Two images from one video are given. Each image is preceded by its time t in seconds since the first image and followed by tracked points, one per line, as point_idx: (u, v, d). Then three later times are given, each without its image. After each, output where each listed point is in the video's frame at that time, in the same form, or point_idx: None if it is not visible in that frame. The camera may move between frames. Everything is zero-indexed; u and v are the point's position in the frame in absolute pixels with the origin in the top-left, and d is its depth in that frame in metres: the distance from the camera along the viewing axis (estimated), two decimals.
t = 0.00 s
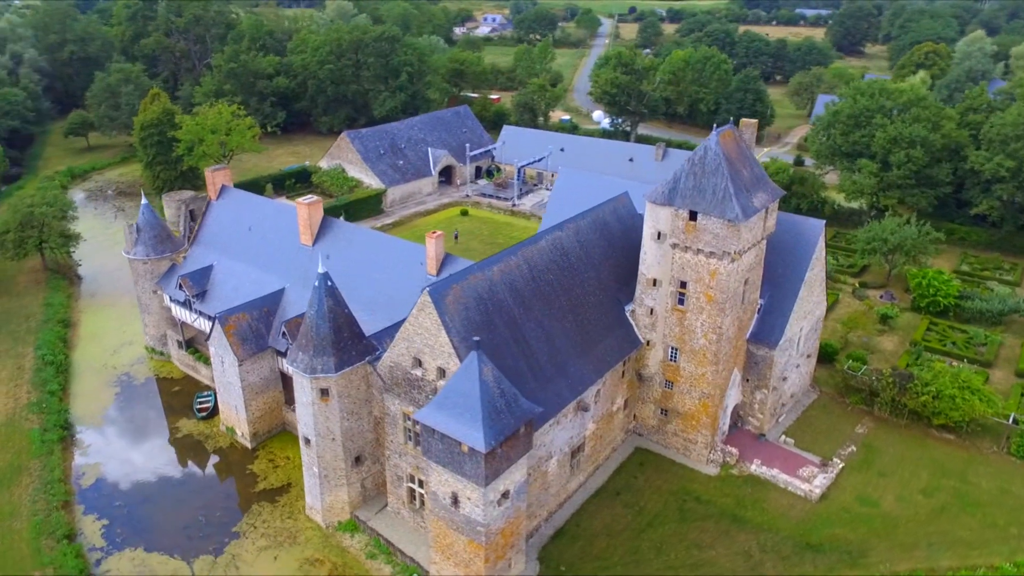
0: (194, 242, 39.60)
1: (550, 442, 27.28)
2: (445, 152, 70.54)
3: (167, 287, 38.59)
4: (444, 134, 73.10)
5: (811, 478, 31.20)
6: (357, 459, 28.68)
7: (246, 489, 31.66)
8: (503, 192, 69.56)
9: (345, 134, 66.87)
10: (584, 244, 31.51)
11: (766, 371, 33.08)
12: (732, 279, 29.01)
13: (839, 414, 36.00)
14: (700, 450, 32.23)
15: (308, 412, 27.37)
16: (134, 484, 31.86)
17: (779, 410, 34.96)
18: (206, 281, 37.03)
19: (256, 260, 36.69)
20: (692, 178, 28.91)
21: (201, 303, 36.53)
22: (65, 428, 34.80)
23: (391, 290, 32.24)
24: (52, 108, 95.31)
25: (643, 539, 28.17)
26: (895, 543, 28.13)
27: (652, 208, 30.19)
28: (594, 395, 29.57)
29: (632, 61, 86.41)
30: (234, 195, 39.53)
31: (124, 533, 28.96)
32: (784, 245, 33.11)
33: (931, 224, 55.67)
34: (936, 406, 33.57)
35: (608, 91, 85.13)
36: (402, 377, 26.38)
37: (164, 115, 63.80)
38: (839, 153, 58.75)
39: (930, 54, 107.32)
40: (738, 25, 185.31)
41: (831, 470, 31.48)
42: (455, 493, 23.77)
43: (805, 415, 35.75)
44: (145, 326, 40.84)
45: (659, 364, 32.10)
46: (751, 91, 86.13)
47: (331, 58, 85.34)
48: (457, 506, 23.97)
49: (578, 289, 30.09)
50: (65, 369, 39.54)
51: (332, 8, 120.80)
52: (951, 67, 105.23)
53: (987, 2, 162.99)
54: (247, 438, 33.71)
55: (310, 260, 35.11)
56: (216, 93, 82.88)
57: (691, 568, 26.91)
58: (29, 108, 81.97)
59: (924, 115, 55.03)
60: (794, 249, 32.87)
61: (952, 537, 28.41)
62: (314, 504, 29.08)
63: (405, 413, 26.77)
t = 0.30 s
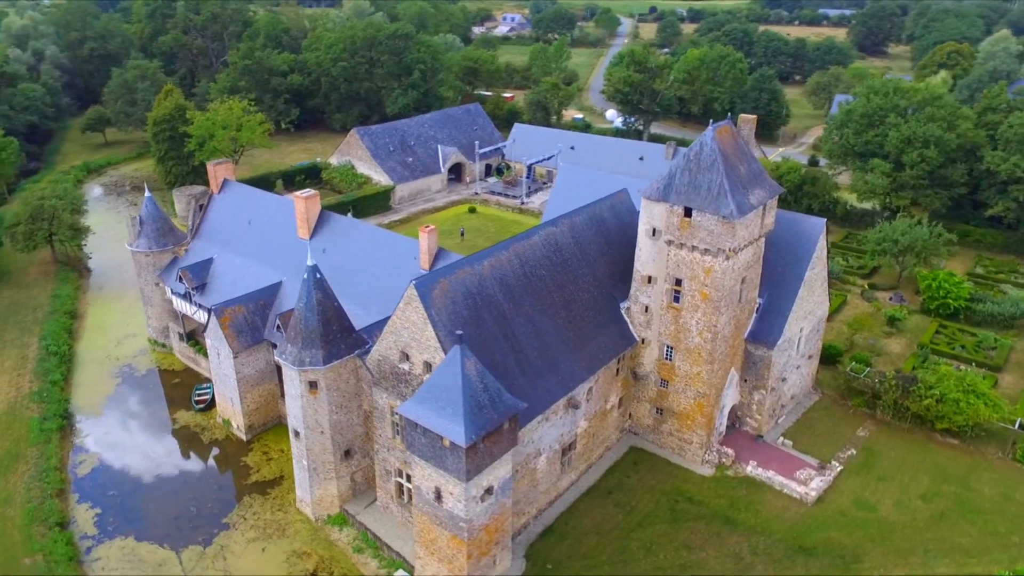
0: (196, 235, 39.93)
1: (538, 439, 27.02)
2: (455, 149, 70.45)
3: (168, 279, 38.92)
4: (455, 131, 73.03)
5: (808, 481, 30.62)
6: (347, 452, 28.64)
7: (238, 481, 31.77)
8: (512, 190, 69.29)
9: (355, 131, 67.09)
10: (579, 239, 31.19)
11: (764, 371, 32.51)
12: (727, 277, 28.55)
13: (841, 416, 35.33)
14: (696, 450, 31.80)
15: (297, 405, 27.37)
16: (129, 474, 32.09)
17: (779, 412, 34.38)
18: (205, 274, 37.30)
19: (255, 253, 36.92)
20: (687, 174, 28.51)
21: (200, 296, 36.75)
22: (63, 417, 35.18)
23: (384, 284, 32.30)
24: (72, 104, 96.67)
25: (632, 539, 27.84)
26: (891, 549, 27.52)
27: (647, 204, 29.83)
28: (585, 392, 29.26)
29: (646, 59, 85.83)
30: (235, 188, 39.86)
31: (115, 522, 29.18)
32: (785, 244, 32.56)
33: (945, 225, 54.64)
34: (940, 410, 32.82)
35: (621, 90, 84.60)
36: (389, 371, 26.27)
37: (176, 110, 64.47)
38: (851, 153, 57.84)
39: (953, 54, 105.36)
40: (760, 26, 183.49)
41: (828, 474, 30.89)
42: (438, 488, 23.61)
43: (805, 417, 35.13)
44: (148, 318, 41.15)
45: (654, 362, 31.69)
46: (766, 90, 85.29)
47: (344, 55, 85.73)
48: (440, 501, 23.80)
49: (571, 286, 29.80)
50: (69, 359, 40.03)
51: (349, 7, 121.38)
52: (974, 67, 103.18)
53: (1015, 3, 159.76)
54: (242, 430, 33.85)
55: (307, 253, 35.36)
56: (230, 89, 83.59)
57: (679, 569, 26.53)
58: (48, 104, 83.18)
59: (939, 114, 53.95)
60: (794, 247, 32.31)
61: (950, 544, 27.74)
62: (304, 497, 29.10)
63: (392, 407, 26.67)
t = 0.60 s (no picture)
0: (198, 228, 40.21)
1: (527, 434, 26.77)
2: (464, 146, 70.25)
3: (169, 271, 39.21)
4: (465, 129, 72.89)
5: (805, 483, 30.02)
6: (336, 445, 28.59)
7: (231, 472, 31.87)
8: (520, 188, 68.86)
9: (364, 127, 67.28)
10: (573, 234, 30.87)
11: (762, 370, 31.96)
12: (722, 273, 28.09)
13: (842, 418, 34.66)
14: (690, 449, 31.33)
15: (286, 396, 27.36)
16: (123, 463, 32.31)
17: (778, 412, 33.81)
18: (205, 267, 37.51)
19: (253, 246, 37.12)
20: (682, 168, 28.11)
21: (200, 288, 36.96)
22: (62, 406, 35.49)
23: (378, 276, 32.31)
24: (91, 100, 97.80)
25: (621, 537, 27.48)
26: (887, 553, 26.91)
27: (642, 199, 29.45)
28: (577, 389, 28.92)
29: (659, 57, 85.26)
30: (237, 181, 40.15)
31: (107, 510, 29.37)
32: (784, 241, 32.02)
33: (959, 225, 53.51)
34: (942, 412, 32.09)
35: (634, 88, 84.06)
36: (377, 364, 26.18)
37: (187, 106, 65.12)
38: (863, 151, 56.84)
39: (976, 53, 103.21)
40: (781, 25, 181.36)
41: (825, 476, 30.30)
42: (421, 482, 23.42)
43: (805, 418, 34.52)
44: (151, 310, 41.40)
45: (649, 359, 31.29)
46: (781, 89, 84.35)
47: (357, 53, 86.07)
48: (423, 494, 23.62)
49: (564, 280, 29.49)
50: (72, 349, 40.41)
51: (365, 5, 121.84)
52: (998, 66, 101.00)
53: None
54: (237, 422, 33.96)
55: (304, 245, 35.53)
56: (244, 85, 84.24)
57: (667, 569, 26.13)
58: (67, 99, 84.22)
59: (953, 112, 52.88)
60: (794, 244, 31.75)
61: (949, 549, 27.06)
62: (293, 489, 29.09)
63: (380, 400, 26.54)
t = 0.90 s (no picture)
0: (202, 221, 40.52)
1: (516, 430, 26.53)
2: (475, 143, 70.13)
3: (172, 264, 39.50)
4: (476, 126, 72.71)
5: (802, 485, 29.43)
6: (327, 437, 28.56)
7: (226, 463, 31.98)
8: (530, 185, 68.79)
9: (375, 123, 67.38)
10: (569, 229, 30.55)
11: (761, 369, 31.39)
12: (718, 270, 27.62)
13: (845, 420, 33.98)
14: (687, 449, 30.87)
15: (277, 387, 27.38)
16: (121, 452, 32.58)
17: (778, 413, 33.22)
18: (206, 259, 37.75)
19: (254, 238, 37.38)
20: (678, 163, 27.74)
21: (201, 280, 37.19)
22: (64, 395, 35.87)
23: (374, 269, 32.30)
24: (111, 96, 99.07)
25: (611, 536, 27.15)
26: (883, 558, 26.29)
27: (638, 194, 29.09)
28: (570, 385, 28.60)
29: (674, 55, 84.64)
30: (239, 174, 40.47)
31: (102, 498, 29.62)
32: (785, 238, 31.47)
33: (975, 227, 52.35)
34: (947, 416, 31.34)
35: (648, 86, 83.49)
36: (366, 356, 26.07)
37: (201, 101, 65.66)
38: (877, 150, 55.86)
39: (1002, 52, 100.99)
40: (804, 25, 179.09)
41: (823, 478, 29.69)
42: (405, 475, 23.27)
43: (806, 420, 33.88)
44: (155, 302, 41.69)
45: (645, 357, 30.89)
46: (798, 88, 83.15)
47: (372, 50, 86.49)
48: (407, 488, 23.48)
49: (558, 275, 29.19)
50: (77, 339, 40.85)
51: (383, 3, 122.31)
52: None
53: None
54: (234, 414, 34.11)
55: (303, 237, 35.69)
56: (259, 82, 84.91)
57: (656, 569, 25.76)
58: (86, 95, 85.35)
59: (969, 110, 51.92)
60: (796, 242, 31.17)
61: (948, 556, 26.37)
62: (285, 480, 29.11)
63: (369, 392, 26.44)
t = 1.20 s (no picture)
0: (210, 213, 40.94)
1: (508, 425, 26.29)
2: (490, 140, 70.02)
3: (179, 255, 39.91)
4: (492, 123, 72.56)
5: (802, 489, 28.79)
6: (321, 429, 28.59)
7: (224, 453, 32.18)
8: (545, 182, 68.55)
9: (390, 119, 67.51)
10: (568, 224, 30.23)
11: (763, 370, 30.79)
12: (717, 267, 27.14)
13: (851, 424, 33.21)
14: (685, 449, 30.39)
15: (271, 378, 27.48)
16: (122, 439, 32.97)
17: (781, 415, 32.59)
18: (212, 250, 38.14)
19: (258, 230, 37.68)
20: (678, 158, 27.33)
21: (206, 271, 37.55)
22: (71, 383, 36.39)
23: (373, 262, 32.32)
24: (137, 92, 100.62)
25: (603, 534, 26.79)
26: (881, 564, 25.62)
27: (638, 189, 28.67)
28: (565, 381, 28.31)
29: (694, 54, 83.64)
30: (247, 167, 40.85)
31: (100, 485, 29.97)
32: (790, 237, 30.84)
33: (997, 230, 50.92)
34: (955, 421, 30.48)
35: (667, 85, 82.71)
36: (359, 348, 26.04)
37: (219, 96, 66.46)
38: (897, 150, 54.60)
39: None
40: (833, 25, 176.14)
41: (824, 482, 29.02)
42: (392, 467, 23.16)
43: (811, 423, 33.19)
44: (165, 293, 42.13)
45: (644, 355, 30.48)
46: (821, 88, 81.21)
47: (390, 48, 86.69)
48: (394, 480, 23.37)
49: (555, 270, 28.89)
50: (88, 329, 41.45)
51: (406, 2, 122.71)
52: None
53: None
54: (235, 404, 34.37)
55: (306, 230, 35.89)
56: (279, 79, 85.66)
57: (647, 568, 25.38)
58: (111, 90, 86.78)
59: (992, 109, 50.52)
60: (801, 241, 30.52)
61: (950, 564, 25.61)
62: (280, 471, 29.20)
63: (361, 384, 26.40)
